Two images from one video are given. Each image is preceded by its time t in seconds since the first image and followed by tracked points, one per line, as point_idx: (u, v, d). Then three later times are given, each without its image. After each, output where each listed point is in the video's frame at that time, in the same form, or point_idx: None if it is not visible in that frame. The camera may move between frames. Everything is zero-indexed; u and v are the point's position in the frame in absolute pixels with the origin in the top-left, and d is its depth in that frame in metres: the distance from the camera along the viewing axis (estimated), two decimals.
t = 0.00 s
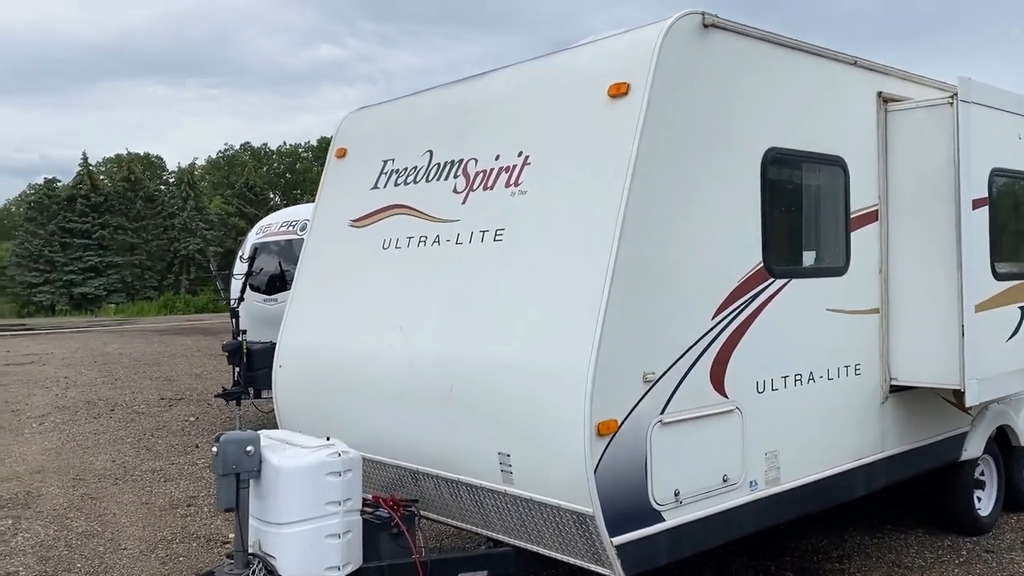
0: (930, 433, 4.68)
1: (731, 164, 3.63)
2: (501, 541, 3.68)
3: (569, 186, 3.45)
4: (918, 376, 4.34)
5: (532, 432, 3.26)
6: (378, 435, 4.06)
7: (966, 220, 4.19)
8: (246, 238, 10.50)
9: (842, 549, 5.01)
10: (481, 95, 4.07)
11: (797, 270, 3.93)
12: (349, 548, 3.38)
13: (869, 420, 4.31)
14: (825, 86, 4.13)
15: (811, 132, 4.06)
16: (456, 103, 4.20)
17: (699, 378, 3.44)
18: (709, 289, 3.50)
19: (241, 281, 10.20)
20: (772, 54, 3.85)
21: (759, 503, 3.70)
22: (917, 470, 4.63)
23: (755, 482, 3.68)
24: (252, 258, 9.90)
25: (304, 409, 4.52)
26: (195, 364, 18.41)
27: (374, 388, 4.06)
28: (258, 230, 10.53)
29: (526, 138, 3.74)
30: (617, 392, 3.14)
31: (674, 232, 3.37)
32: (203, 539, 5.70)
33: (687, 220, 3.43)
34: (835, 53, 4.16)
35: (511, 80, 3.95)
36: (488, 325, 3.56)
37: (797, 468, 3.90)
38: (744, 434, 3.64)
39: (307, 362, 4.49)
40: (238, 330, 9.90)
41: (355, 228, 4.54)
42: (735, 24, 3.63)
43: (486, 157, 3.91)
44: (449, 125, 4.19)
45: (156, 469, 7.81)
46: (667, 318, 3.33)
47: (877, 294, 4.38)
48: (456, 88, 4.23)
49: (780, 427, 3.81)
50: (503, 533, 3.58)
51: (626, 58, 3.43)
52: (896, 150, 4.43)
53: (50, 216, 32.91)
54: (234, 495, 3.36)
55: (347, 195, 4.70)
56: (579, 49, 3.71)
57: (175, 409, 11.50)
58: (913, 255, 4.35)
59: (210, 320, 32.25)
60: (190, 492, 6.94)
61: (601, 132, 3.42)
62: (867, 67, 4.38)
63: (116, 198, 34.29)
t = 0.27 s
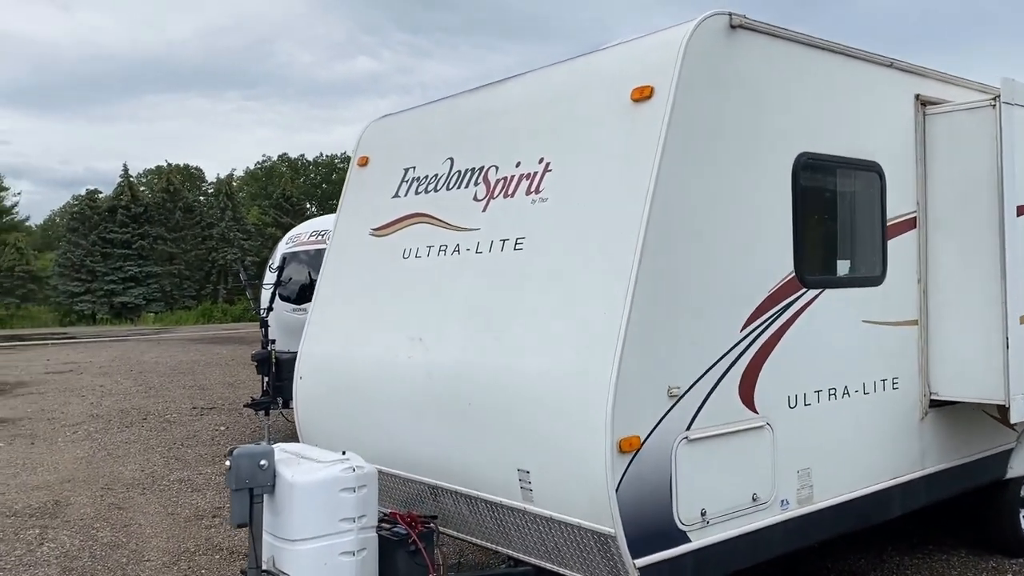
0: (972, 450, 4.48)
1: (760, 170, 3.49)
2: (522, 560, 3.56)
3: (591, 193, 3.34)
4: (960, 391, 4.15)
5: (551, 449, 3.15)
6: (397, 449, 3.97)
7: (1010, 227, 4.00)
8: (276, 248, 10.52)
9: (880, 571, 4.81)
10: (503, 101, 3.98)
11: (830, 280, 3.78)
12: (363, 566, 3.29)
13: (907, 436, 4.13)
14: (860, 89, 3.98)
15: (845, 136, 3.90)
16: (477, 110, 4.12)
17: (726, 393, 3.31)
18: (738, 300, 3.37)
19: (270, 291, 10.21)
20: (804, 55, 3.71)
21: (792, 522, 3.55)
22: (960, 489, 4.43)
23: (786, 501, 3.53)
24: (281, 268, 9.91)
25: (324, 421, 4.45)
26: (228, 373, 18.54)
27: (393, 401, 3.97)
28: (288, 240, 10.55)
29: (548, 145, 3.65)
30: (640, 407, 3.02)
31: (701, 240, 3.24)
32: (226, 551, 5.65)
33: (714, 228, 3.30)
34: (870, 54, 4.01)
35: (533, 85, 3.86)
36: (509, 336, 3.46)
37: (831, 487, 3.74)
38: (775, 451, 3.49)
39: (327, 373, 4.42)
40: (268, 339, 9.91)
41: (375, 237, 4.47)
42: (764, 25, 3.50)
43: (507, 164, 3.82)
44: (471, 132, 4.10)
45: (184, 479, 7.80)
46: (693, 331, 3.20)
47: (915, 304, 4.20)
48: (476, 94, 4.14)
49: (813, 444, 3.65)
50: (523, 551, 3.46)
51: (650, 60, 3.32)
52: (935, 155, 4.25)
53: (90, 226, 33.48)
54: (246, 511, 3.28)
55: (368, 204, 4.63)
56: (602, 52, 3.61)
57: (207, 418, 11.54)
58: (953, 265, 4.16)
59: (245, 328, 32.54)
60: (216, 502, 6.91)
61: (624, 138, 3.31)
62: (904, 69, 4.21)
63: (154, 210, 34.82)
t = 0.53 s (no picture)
0: (1013, 473, 4.27)
1: (786, 179, 3.35)
2: None
3: (608, 202, 3.23)
4: (999, 411, 3.95)
5: (564, 467, 3.03)
6: (410, 463, 3.88)
7: None
8: (305, 256, 10.53)
9: None
10: (521, 108, 3.89)
11: (860, 294, 3.62)
12: None
13: (942, 458, 3.94)
14: (893, 95, 3.82)
15: (877, 144, 3.75)
16: (496, 117, 4.03)
17: (748, 412, 3.17)
18: (761, 314, 3.23)
19: (299, 299, 10.22)
20: (833, 60, 3.56)
21: (818, 547, 3.38)
22: (998, 514, 4.22)
23: (811, 524, 3.37)
24: (310, 276, 9.91)
25: (338, 433, 4.38)
26: (261, 380, 18.64)
27: (406, 414, 3.88)
28: (318, 248, 10.56)
29: (565, 153, 3.54)
30: (655, 426, 2.89)
31: (721, 252, 3.11)
32: (243, 562, 5.60)
33: (736, 240, 3.17)
34: (905, 59, 3.85)
35: (552, 91, 3.76)
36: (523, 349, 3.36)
37: (861, 510, 3.57)
38: (800, 472, 3.34)
39: (343, 384, 4.35)
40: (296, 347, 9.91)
41: (393, 247, 4.40)
42: (791, 28, 3.36)
43: (524, 173, 3.72)
44: (489, 139, 4.01)
45: (209, 487, 7.80)
46: (713, 346, 3.07)
47: (952, 320, 4.02)
48: (495, 101, 4.06)
49: (841, 465, 3.49)
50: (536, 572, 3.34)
51: (670, 65, 3.20)
52: (973, 164, 4.07)
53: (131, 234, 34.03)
54: (252, 525, 3.20)
55: (386, 213, 4.56)
56: (622, 57, 3.50)
57: (236, 425, 11.58)
58: (992, 279, 3.97)
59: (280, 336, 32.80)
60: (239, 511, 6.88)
61: (642, 145, 3.20)
62: (940, 75, 4.04)
63: (194, 218, 35.35)
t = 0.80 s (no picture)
0: None
1: (798, 189, 3.23)
2: None
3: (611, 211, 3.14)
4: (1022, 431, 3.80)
5: (561, 484, 2.94)
6: (410, 476, 3.80)
7: None
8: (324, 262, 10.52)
9: None
10: (527, 114, 3.80)
11: (876, 309, 3.49)
12: None
13: (963, 480, 3.79)
14: (913, 102, 3.69)
15: (895, 152, 3.61)
16: (502, 123, 3.95)
17: (754, 430, 3.05)
18: (770, 328, 3.11)
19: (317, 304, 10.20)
20: (849, 65, 3.44)
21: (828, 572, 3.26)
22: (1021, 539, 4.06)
23: (820, 547, 3.25)
24: (327, 281, 9.89)
25: (341, 443, 4.31)
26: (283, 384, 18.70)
27: (407, 425, 3.80)
28: (337, 253, 10.55)
29: (570, 160, 3.45)
30: (654, 444, 2.79)
31: (727, 263, 3.01)
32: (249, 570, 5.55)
33: (742, 252, 3.06)
34: (925, 65, 3.71)
35: (558, 97, 3.67)
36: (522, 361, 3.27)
37: (874, 533, 3.43)
38: (809, 493, 3.21)
39: (345, 393, 4.29)
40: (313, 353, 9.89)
41: (398, 254, 4.32)
42: (804, 32, 3.25)
43: (528, 180, 3.64)
44: (494, 146, 3.93)
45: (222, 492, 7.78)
46: (717, 361, 2.96)
47: (973, 336, 3.87)
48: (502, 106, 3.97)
49: (854, 487, 3.36)
50: None
51: (676, 70, 3.10)
52: (996, 174, 3.92)
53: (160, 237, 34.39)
54: (242, 537, 3.14)
55: (393, 219, 4.49)
56: (629, 62, 3.40)
57: (254, 430, 11.58)
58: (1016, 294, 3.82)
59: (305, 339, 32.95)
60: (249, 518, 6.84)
61: (647, 153, 3.10)
62: (963, 81, 3.90)
63: (226, 221, 35.52)
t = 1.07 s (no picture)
0: None
1: (797, 187, 3.15)
2: None
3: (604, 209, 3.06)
4: None
5: (549, 489, 2.86)
6: (401, 478, 3.74)
7: None
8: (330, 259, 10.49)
9: None
10: (522, 109, 3.73)
11: (879, 310, 3.39)
12: None
13: (968, 487, 3.69)
14: (918, 99, 3.59)
15: (900, 150, 3.52)
16: (497, 119, 3.87)
17: (749, 435, 2.96)
18: (766, 330, 3.02)
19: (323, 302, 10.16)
20: (852, 60, 3.35)
21: None
22: None
23: (819, 556, 3.15)
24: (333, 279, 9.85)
25: (334, 443, 4.25)
26: (293, 382, 18.70)
27: (398, 426, 3.74)
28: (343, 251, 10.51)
29: (564, 156, 3.37)
30: (644, 449, 2.71)
31: (722, 263, 2.92)
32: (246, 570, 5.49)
33: (739, 252, 2.97)
34: (931, 60, 3.61)
35: (553, 92, 3.59)
36: (513, 362, 3.19)
37: (875, 541, 3.34)
38: (806, 500, 3.12)
39: (338, 393, 4.22)
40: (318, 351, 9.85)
41: (393, 251, 4.25)
42: (804, 26, 3.16)
43: (522, 177, 3.56)
44: (489, 142, 3.86)
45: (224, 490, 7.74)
46: (712, 363, 2.88)
47: (979, 339, 3.76)
48: (497, 102, 3.90)
49: (854, 493, 3.26)
50: None
51: (672, 64, 3.02)
52: (1005, 173, 3.81)
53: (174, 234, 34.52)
54: (226, 540, 3.08)
55: (389, 216, 4.43)
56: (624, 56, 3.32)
57: (260, 427, 11.56)
58: None
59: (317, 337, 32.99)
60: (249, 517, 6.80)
61: (641, 149, 3.02)
62: (971, 77, 3.80)
63: (240, 219, 35.60)
